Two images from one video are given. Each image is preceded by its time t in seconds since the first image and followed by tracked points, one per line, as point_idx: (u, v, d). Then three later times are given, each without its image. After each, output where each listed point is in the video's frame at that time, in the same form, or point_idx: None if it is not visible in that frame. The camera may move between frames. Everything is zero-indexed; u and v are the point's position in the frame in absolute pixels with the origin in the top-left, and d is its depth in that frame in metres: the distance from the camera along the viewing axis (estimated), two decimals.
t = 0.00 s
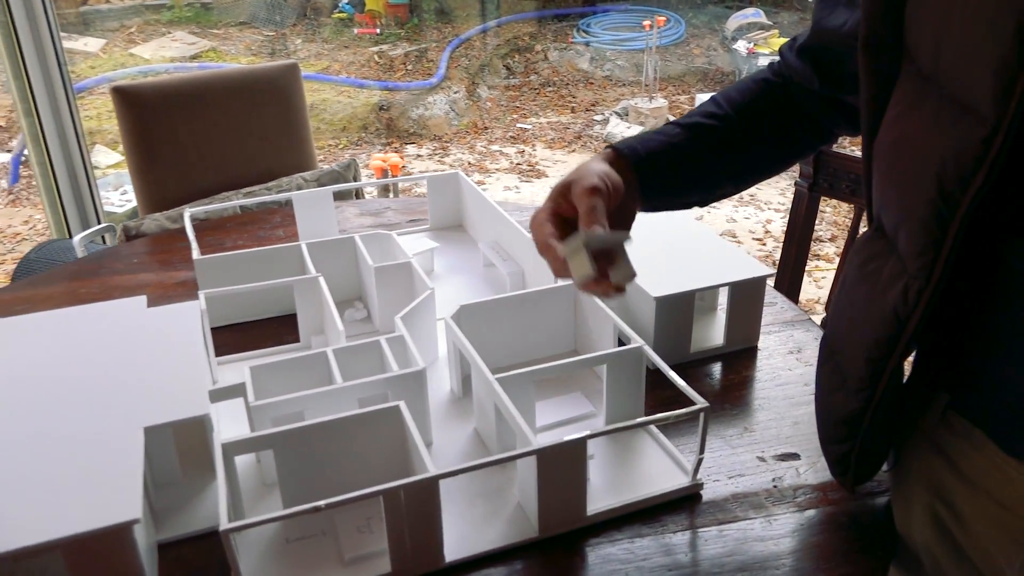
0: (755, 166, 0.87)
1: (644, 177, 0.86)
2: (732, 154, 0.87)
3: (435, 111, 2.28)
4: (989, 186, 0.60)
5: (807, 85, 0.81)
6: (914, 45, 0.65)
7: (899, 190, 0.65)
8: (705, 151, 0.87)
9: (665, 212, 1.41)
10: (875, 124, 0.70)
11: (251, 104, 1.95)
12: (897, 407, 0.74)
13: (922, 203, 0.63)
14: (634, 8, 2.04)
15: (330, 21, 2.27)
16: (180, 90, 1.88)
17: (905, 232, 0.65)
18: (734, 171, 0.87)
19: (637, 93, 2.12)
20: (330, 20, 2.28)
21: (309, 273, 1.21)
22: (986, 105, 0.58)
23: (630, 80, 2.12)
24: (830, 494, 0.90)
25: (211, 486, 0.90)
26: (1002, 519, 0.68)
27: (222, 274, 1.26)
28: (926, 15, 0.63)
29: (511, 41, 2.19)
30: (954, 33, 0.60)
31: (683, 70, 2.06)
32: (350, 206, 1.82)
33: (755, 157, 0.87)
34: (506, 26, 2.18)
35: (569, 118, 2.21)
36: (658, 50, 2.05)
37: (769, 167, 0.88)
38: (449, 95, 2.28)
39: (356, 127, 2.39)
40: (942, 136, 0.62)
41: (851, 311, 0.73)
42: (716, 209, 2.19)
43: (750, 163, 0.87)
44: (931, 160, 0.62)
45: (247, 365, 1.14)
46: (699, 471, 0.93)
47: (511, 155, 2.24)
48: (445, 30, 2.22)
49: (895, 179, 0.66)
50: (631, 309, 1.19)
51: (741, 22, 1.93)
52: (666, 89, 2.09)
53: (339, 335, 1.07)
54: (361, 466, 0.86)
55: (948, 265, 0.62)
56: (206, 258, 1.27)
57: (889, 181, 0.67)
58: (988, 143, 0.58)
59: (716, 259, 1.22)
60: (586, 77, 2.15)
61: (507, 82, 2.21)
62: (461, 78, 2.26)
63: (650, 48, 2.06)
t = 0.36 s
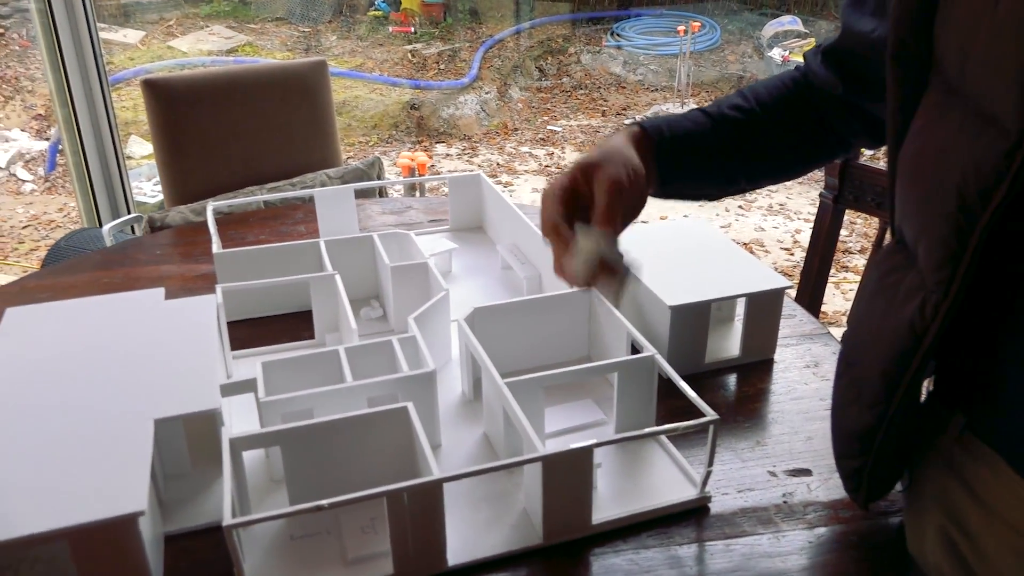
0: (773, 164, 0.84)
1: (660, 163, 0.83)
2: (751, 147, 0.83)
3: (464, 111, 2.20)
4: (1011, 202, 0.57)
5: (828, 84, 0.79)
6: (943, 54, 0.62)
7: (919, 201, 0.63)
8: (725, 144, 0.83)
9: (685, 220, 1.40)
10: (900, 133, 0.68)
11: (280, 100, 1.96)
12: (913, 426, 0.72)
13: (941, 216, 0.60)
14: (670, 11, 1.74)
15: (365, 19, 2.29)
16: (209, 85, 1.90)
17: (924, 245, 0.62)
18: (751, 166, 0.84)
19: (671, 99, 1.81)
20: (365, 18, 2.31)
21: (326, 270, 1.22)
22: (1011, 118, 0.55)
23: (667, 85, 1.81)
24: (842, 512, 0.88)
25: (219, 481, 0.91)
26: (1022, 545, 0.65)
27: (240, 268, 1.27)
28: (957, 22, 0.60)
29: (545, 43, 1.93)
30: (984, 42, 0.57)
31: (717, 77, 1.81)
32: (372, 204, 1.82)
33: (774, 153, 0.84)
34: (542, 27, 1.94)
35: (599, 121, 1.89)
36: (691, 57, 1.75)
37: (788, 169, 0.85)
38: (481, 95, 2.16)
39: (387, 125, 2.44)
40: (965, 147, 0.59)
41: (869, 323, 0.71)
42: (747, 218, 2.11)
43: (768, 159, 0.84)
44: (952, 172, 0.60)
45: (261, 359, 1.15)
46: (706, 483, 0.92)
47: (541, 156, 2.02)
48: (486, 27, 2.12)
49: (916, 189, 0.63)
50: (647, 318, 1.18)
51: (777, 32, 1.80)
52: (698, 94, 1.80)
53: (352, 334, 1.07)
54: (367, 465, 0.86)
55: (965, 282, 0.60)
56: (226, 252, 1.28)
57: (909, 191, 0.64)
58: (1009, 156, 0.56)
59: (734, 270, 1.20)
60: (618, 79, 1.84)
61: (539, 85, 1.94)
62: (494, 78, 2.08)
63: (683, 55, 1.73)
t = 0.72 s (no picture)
0: (768, 225, 0.76)
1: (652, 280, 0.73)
2: (741, 219, 0.74)
3: (458, 123, 2.25)
4: None
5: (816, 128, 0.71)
6: (963, 74, 0.57)
7: (943, 228, 0.60)
8: (709, 228, 0.74)
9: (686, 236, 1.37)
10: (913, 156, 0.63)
11: (274, 115, 1.94)
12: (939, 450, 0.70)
13: (969, 244, 0.58)
14: (662, 23, 1.95)
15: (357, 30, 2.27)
16: (200, 99, 1.87)
17: (951, 272, 0.60)
18: (747, 237, 0.75)
19: (664, 109, 2.03)
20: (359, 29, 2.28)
21: (320, 290, 1.19)
22: None
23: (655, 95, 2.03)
24: (857, 539, 0.85)
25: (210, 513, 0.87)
26: None
27: (233, 288, 1.24)
28: (980, 37, 0.55)
29: (539, 54, 2.12)
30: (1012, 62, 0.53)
31: (708, 86, 1.98)
32: (367, 220, 1.80)
33: (765, 214, 0.75)
34: (534, 38, 2.11)
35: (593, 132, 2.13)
36: (684, 67, 1.97)
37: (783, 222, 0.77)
38: (474, 107, 2.24)
39: (379, 137, 2.39)
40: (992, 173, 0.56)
41: (889, 349, 0.68)
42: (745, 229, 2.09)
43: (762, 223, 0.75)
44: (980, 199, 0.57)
45: (255, 382, 1.12)
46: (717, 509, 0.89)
47: (533, 168, 2.16)
48: (478, 40, 2.21)
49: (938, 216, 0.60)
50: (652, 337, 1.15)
51: (770, 42, 1.86)
52: (691, 105, 2.00)
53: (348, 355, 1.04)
54: (368, 493, 0.83)
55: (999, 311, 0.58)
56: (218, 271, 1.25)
57: (930, 217, 0.61)
58: None
59: (739, 287, 1.18)
60: (612, 91, 2.07)
61: (532, 96, 2.15)
62: (486, 90, 2.21)
63: (677, 64, 1.97)
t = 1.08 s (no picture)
0: (728, 245, 0.75)
1: (617, 328, 0.74)
2: (701, 243, 0.74)
3: (452, 123, 2.25)
4: None
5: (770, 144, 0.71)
6: (932, 83, 0.56)
7: (919, 245, 0.57)
8: (666, 257, 0.74)
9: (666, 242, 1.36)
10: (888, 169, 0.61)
11: (254, 115, 1.91)
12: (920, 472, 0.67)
13: (944, 261, 0.55)
14: (658, 23, 1.87)
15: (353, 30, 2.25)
16: (179, 100, 1.84)
17: (927, 291, 0.57)
18: (708, 260, 0.75)
19: (658, 109, 1.98)
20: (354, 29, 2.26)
21: (294, 295, 1.17)
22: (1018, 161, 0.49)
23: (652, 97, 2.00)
24: (833, 555, 0.84)
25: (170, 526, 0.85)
26: None
27: (205, 293, 1.22)
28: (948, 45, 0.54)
29: (534, 54, 2.10)
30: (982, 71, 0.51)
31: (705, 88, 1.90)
32: (350, 223, 1.77)
33: (723, 234, 0.75)
34: (529, 39, 2.10)
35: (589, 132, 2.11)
36: (679, 66, 1.89)
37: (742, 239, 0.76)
38: (468, 107, 2.23)
39: (374, 137, 2.36)
40: (968, 188, 0.53)
41: (866, 367, 0.66)
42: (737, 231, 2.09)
43: (722, 244, 0.75)
44: (957, 216, 0.54)
45: (223, 390, 1.09)
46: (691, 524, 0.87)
47: (529, 169, 2.19)
48: (474, 39, 2.20)
49: (912, 232, 0.58)
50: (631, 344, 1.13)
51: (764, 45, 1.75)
52: (687, 106, 1.94)
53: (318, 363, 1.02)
54: (332, 507, 0.80)
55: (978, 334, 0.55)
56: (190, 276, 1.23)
57: (905, 233, 0.58)
58: None
59: (720, 294, 1.16)
60: (607, 91, 2.05)
61: (528, 95, 2.13)
62: (482, 90, 2.19)
63: (672, 65, 1.90)
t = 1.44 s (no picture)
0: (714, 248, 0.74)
1: (598, 334, 0.72)
2: (686, 246, 0.73)
3: (487, 116, 2.24)
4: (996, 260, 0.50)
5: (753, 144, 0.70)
6: (906, 89, 0.55)
7: (893, 254, 0.56)
8: (652, 261, 0.72)
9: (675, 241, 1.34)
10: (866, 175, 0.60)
11: (270, 110, 1.93)
12: (900, 486, 0.65)
13: (918, 270, 0.54)
14: (697, 15, 1.85)
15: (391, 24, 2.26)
16: (197, 96, 1.87)
17: (901, 301, 0.56)
18: (694, 264, 0.73)
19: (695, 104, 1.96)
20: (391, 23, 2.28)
21: (294, 291, 1.18)
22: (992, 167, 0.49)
23: (690, 89, 1.96)
24: (821, 565, 0.82)
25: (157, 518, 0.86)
26: None
27: (208, 287, 1.23)
28: (921, 52, 0.53)
29: (568, 46, 2.10)
30: (953, 78, 0.51)
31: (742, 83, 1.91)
32: (366, 217, 1.75)
33: (713, 238, 0.73)
34: (567, 30, 2.09)
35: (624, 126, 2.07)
36: (716, 59, 1.86)
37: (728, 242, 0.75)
38: (504, 100, 2.23)
39: (410, 130, 2.33)
40: (940, 196, 0.52)
41: (843, 378, 0.64)
42: (770, 226, 2.03)
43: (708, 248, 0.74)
44: (929, 225, 0.53)
45: (221, 384, 1.10)
46: (677, 528, 0.86)
47: (562, 162, 2.14)
48: (511, 32, 2.21)
49: (887, 241, 0.56)
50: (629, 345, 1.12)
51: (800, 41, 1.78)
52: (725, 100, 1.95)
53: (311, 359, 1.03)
54: (314, 505, 0.81)
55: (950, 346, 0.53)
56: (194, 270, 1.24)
57: (882, 240, 0.57)
58: (993, 210, 0.49)
59: (721, 294, 1.14)
60: (645, 84, 2.01)
61: (564, 88, 2.13)
62: (518, 83, 2.19)
63: (710, 57, 1.87)
